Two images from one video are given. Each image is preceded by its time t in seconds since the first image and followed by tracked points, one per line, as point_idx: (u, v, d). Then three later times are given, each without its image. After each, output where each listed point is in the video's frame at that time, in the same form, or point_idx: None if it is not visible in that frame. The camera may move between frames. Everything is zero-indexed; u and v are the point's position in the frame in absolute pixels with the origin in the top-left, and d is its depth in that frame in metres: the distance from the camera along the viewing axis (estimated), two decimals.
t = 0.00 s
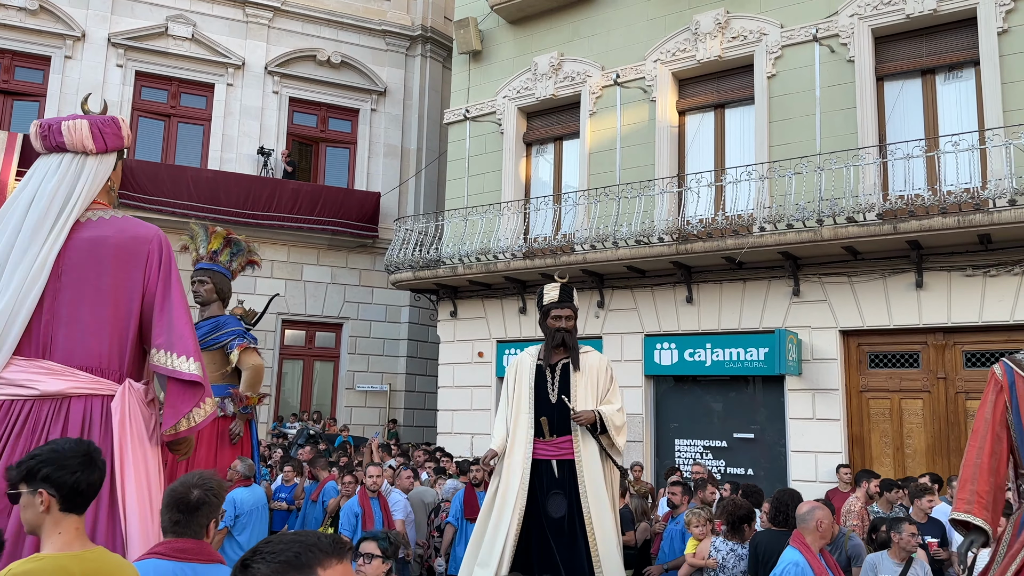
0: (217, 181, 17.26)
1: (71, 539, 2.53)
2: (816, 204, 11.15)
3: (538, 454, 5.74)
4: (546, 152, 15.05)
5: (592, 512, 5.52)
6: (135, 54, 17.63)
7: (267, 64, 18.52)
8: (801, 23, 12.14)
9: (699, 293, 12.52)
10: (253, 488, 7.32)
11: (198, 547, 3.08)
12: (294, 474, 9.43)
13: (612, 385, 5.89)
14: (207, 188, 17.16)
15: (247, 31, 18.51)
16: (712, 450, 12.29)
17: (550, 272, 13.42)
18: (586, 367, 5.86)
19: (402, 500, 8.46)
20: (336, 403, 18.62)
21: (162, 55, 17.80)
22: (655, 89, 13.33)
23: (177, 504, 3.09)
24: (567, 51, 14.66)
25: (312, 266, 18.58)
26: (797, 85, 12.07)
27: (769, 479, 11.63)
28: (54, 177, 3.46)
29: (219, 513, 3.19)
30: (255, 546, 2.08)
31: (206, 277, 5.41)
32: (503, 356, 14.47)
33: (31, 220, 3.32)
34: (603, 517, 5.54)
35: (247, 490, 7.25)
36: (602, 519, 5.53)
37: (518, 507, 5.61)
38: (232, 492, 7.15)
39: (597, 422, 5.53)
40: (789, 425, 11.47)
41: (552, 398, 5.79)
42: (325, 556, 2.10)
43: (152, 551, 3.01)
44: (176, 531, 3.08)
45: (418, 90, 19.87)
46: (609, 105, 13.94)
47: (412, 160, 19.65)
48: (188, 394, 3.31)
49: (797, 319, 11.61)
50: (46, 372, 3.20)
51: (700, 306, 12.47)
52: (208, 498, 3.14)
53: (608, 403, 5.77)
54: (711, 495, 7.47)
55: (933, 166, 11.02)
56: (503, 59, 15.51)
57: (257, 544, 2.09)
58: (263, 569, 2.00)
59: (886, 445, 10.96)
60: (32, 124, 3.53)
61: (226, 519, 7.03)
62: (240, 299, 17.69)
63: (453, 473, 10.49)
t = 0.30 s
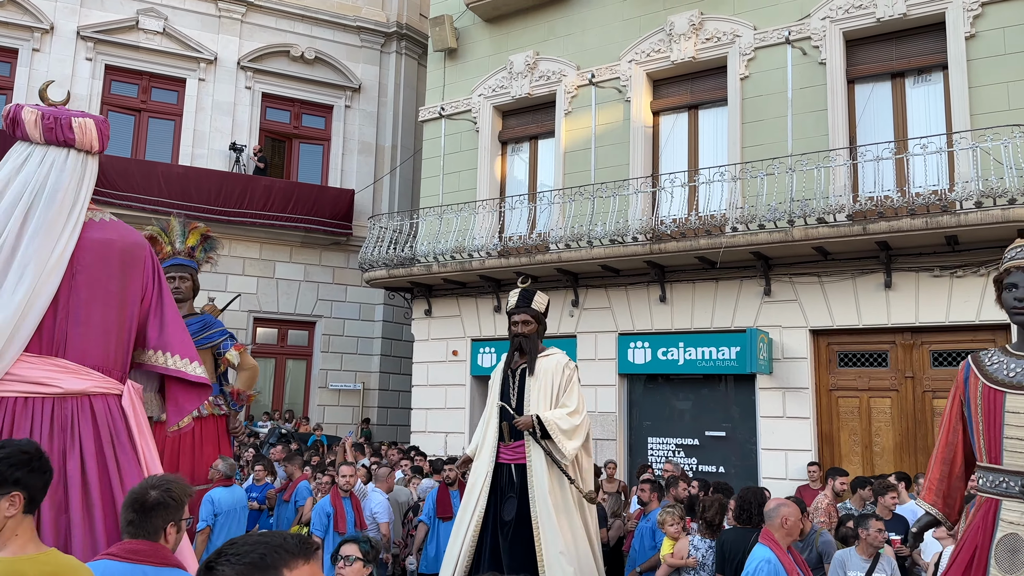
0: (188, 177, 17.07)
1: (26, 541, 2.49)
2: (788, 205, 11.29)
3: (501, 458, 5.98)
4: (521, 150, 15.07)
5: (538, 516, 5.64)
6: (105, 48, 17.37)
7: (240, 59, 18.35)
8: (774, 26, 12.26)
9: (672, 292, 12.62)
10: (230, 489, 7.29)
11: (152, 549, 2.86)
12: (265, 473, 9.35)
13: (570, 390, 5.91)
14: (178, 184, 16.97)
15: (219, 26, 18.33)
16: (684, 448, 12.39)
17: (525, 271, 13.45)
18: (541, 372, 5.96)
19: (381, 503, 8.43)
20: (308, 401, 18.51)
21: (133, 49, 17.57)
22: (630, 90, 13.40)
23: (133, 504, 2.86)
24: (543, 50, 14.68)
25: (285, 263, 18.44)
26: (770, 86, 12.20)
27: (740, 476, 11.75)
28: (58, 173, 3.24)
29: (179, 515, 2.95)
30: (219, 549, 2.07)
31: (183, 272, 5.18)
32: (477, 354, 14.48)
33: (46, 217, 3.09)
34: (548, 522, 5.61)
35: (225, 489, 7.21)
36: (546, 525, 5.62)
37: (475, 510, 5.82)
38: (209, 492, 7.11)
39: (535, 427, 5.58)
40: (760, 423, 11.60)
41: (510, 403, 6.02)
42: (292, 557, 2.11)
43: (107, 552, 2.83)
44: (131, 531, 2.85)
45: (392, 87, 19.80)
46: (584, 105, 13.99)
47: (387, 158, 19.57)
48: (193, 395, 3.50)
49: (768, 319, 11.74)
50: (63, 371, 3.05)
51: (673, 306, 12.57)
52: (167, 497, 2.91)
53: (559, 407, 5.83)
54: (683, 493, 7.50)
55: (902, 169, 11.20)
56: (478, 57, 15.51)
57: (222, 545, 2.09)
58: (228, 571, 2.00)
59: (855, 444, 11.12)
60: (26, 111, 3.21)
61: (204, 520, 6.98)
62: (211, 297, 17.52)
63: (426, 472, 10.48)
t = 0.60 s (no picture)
0: (158, 172, 16.89)
1: None
2: (759, 205, 11.41)
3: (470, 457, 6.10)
4: (496, 148, 15.09)
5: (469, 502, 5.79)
6: (72, 40, 17.10)
7: (211, 53, 18.17)
8: (747, 27, 12.39)
9: (645, 291, 12.72)
10: (213, 487, 7.30)
11: (153, 558, 2.74)
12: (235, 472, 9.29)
13: (510, 385, 5.83)
14: (147, 179, 16.77)
15: (190, 19, 18.12)
16: (656, 446, 12.48)
17: (499, 269, 13.47)
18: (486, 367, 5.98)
19: (357, 499, 8.33)
20: (280, 399, 18.37)
21: (101, 41, 17.32)
22: (604, 89, 13.47)
23: (134, 510, 2.87)
24: (518, 48, 14.71)
25: (256, 260, 18.29)
26: (741, 87, 12.33)
27: (711, 473, 11.87)
28: (54, 184, 3.38)
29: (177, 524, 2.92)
30: (183, 548, 2.08)
31: (164, 267, 5.08)
32: (450, 352, 14.47)
33: (52, 228, 3.25)
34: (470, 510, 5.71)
35: (207, 488, 7.21)
36: (479, 525, 5.64)
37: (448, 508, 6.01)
38: (192, 489, 7.12)
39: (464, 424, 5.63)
40: (731, 421, 11.72)
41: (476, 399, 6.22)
42: (257, 554, 2.09)
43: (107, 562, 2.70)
44: (131, 537, 2.82)
45: (366, 82, 19.72)
46: (558, 103, 14.04)
47: (360, 154, 19.48)
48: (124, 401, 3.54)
49: (739, 317, 11.87)
50: (63, 378, 3.21)
51: (645, 304, 12.67)
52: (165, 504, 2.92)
53: (494, 401, 5.82)
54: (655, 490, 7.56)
55: (871, 170, 11.37)
56: (452, 54, 15.49)
57: (184, 546, 2.09)
58: (192, 569, 2.00)
59: (823, 441, 11.27)
60: (27, 115, 3.31)
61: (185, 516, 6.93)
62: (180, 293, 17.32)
63: (399, 470, 10.46)
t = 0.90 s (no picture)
0: (128, 167, 16.68)
1: None
2: (732, 205, 11.53)
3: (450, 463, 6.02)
4: (472, 146, 15.10)
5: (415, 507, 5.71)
6: (41, 32, 16.83)
7: (183, 47, 17.98)
8: (721, 29, 12.50)
9: (619, 289, 12.80)
10: (187, 484, 7.18)
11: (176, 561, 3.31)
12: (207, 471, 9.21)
13: (442, 381, 5.61)
14: (118, 174, 16.56)
15: (162, 13, 17.91)
16: (629, 443, 12.56)
17: (475, 267, 13.48)
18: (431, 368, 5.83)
19: (334, 498, 8.40)
20: (252, 397, 18.23)
21: (71, 34, 17.07)
22: (580, 88, 13.53)
23: (167, 514, 3.85)
24: (493, 46, 14.72)
25: (228, 256, 18.14)
26: (715, 88, 12.44)
27: (684, 471, 11.98)
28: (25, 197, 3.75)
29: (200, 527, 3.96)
30: (154, 547, 2.09)
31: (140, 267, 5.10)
32: (425, 350, 14.46)
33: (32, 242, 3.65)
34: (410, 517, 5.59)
35: (182, 486, 7.06)
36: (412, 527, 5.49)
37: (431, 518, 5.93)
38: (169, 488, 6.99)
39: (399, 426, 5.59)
40: (703, 418, 11.83)
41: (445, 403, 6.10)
42: (230, 554, 2.10)
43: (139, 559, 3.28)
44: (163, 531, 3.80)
45: (341, 79, 19.64)
46: (534, 102, 14.07)
47: (335, 151, 19.39)
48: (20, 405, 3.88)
49: (711, 316, 11.98)
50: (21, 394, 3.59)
51: (620, 303, 12.75)
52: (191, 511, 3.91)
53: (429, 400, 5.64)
54: (627, 488, 7.63)
55: (842, 172, 11.52)
56: (428, 52, 15.47)
57: (154, 547, 2.10)
58: (162, 569, 2.01)
59: (794, 438, 11.41)
60: (25, 128, 3.69)
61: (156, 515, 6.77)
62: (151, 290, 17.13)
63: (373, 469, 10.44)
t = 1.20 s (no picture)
0: (102, 163, 16.46)
1: None
2: (709, 206, 11.61)
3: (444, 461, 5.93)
4: (450, 145, 15.07)
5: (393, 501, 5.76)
6: (12, 25, 16.56)
7: (158, 42, 17.79)
8: (698, 30, 12.59)
9: (597, 289, 12.84)
10: (156, 487, 7.08)
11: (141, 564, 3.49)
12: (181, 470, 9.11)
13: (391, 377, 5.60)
14: (91, 170, 16.35)
15: (137, 7, 17.70)
16: (606, 442, 12.60)
17: (453, 266, 13.47)
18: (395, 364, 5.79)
19: (311, 500, 8.37)
20: (226, 397, 18.07)
21: (43, 27, 16.82)
22: (559, 88, 13.56)
23: (166, 515, 4.18)
24: (473, 45, 14.71)
25: (203, 254, 17.97)
26: (693, 89, 12.52)
27: (660, 470, 12.06)
28: None
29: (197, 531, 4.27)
30: (123, 550, 2.06)
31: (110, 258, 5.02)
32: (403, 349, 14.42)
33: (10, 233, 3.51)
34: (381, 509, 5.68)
35: (150, 489, 6.95)
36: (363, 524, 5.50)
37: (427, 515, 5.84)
38: (136, 489, 6.88)
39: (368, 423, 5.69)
40: (680, 417, 11.91)
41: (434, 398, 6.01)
42: (199, 558, 2.07)
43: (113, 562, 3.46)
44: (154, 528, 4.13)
45: (318, 76, 19.53)
46: (513, 101, 14.08)
47: (312, 148, 19.27)
48: None
49: (688, 316, 12.06)
50: None
51: (597, 302, 12.80)
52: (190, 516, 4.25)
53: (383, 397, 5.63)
54: (604, 486, 7.66)
55: (817, 173, 11.63)
56: (406, 49, 15.42)
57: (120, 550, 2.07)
58: (130, 572, 1.98)
59: (768, 437, 11.52)
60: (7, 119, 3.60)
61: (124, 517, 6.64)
62: (124, 288, 16.92)
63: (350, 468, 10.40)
